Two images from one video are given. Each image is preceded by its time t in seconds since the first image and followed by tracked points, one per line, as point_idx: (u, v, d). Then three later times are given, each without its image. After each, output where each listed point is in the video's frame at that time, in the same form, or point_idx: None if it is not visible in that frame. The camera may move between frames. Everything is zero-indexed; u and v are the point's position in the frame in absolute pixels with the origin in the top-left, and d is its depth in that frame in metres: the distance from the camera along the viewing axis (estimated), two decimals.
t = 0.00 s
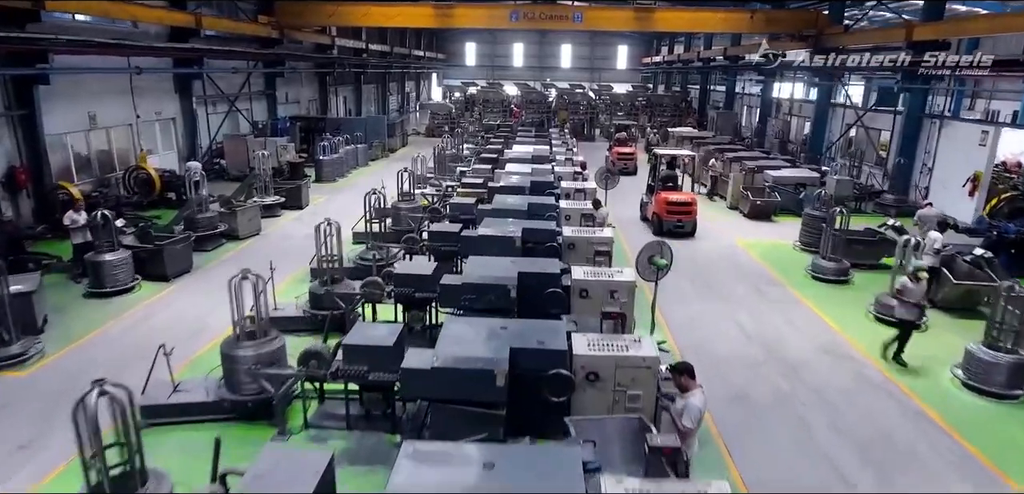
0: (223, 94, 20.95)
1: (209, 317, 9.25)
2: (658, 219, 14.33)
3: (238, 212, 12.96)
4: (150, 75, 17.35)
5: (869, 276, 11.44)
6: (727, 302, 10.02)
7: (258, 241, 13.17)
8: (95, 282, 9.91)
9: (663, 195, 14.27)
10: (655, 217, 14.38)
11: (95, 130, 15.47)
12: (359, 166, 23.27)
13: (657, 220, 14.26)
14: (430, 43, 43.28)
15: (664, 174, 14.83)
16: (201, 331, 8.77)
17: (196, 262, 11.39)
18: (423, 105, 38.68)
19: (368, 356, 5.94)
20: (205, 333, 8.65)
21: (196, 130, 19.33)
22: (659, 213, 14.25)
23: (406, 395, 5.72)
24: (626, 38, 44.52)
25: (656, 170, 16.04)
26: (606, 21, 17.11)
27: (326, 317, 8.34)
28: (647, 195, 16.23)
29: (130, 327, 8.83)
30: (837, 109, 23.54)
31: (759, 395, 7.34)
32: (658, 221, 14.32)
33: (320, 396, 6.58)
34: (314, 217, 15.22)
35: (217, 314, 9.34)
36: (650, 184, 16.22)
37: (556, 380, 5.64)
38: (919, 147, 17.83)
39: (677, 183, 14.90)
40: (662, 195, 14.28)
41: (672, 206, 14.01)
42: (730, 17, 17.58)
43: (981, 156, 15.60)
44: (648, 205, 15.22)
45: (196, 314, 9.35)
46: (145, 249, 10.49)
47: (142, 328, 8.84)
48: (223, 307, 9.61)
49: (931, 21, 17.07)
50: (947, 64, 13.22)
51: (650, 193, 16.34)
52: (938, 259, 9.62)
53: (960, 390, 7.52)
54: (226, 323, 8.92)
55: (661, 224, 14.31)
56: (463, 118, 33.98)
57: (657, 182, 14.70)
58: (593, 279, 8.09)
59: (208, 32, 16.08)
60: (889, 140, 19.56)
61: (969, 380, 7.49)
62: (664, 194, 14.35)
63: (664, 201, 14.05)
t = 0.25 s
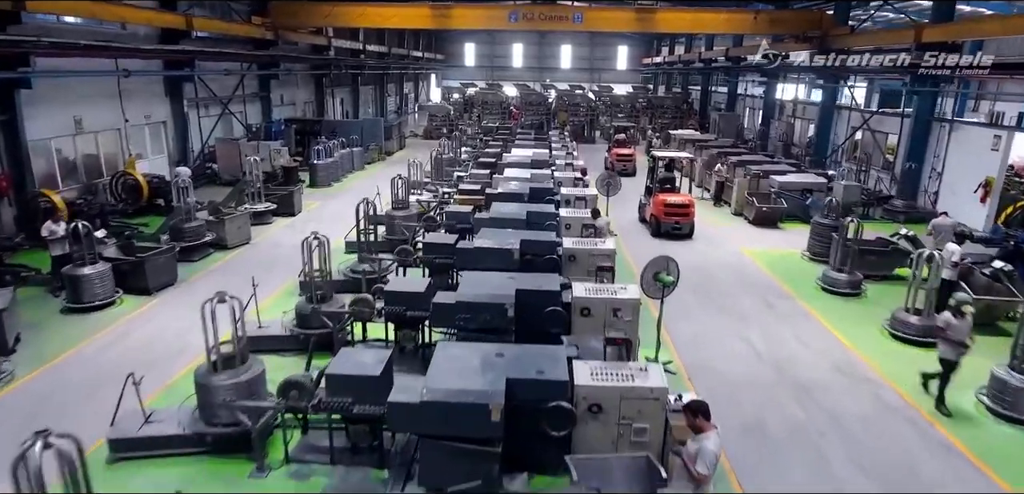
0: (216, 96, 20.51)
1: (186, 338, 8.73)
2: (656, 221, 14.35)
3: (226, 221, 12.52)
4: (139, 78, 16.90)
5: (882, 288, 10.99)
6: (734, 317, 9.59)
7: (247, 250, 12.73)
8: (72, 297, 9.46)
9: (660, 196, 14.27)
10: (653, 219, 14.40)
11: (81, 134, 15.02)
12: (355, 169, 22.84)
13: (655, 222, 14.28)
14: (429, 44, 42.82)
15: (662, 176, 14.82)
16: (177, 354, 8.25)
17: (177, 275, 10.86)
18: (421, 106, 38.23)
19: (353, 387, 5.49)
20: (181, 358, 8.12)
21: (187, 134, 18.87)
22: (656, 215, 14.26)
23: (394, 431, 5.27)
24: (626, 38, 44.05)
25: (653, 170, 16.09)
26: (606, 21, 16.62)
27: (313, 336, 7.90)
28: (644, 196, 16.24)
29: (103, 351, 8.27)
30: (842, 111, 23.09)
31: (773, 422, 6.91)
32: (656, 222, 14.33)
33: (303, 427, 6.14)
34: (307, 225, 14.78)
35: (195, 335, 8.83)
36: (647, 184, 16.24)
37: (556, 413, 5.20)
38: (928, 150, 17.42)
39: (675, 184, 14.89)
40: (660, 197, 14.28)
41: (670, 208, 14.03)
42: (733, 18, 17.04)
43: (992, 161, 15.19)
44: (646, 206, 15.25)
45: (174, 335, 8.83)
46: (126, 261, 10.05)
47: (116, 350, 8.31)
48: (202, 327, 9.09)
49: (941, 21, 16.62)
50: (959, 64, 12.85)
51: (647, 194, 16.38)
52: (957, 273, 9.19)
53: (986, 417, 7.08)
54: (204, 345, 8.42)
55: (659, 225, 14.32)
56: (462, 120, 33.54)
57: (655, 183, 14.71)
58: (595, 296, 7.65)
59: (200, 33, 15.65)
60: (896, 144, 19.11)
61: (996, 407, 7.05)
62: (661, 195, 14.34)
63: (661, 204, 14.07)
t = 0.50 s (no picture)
0: (209, 99, 20.07)
1: (164, 360, 8.27)
2: (654, 224, 14.46)
3: (214, 230, 12.08)
4: (129, 81, 16.51)
5: (896, 301, 10.60)
6: (744, 335, 9.15)
7: (237, 261, 12.29)
8: (46, 314, 8.99)
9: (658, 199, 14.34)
10: (652, 220, 14.51)
11: (68, 139, 14.60)
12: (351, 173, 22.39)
13: (653, 225, 14.39)
14: (428, 44, 42.33)
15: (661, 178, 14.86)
16: (152, 379, 7.81)
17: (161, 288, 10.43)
18: (420, 107, 37.81)
19: (336, 425, 5.06)
20: (159, 382, 7.69)
21: (178, 138, 18.44)
22: (654, 218, 14.37)
23: (380, 473, 4.83)
24: (626, 39, 43.60)
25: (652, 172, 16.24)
26: (607, 23, 16.22)
27: (300, 358, 7.48)
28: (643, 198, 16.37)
29: (74, 374, 7.84)
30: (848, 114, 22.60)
31: (790, 453, 6.47)
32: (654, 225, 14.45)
33: (283, 463, 5.69)
34: (299, 233, 14.33)
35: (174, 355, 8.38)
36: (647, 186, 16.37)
37: (557, 453, 4.79)
38: (938, 154, 16.97)
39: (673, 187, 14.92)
40: (658, 200, 14.35)
41: (668, 210, 14.10)
42: (738, 18, 16.63)
43: (1005, 166, 14.76)
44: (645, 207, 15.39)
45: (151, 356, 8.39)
46: (106, 275, 9.60)
47: (88, 373, 7.89)
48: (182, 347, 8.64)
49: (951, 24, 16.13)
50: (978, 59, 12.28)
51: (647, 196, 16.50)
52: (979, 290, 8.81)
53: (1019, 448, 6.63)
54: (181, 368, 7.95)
55: (657, 228, 14.43)
56: (460, 122, 33.12)
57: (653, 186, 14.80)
58: (598, 316, 7.21)
59: (192, 35, 15.25)
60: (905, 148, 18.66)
61: None
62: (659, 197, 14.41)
63: (660, 205, 14.15)
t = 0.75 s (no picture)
0: (202, 101, 19.71)
1: (146, 379, 7.90)
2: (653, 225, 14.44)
3: (204, 238, 11.72)
4: (120, 84, 16.16)
5: (907, 312, 10.28)
6: (751, 350, 8.81)
7: (227, 270, 11.94)
8: (25, 328, 8.64)
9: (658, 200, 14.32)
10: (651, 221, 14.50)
11: (55, 143, 14.25)
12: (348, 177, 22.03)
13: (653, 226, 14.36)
14: (427, 44, 41.96)
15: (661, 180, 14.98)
16: (129, 404, 7.40)
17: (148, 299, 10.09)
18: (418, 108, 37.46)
19: (321, 458, 4.71)
20: (137, 405, 7.34)
21: (170, 142, 18.09)
22: (654, 219, 14.35)
23: None
24: (627, 39, 43.24)
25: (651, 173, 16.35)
26: (608, 23, 15.90)
27: (288, 377, 7.12)
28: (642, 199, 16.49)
29: (51, 392, 7.51)
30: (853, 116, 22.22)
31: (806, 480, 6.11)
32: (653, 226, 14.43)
33: None
34: (293, 240, 13.97)
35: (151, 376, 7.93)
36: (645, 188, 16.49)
37: (559, 491, 4.44)
38: (946, 159, 16.61)
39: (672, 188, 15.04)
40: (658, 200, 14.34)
41: (668, 211, 14.09)
42: (740, 19, 16.32)
43: (1015, 172, 14.42)
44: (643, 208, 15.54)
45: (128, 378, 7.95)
46: (88, 288, 9.25)
47: (59, 397, 7.46)
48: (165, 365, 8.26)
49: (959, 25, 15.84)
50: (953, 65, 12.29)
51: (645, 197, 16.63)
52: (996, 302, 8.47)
53: None
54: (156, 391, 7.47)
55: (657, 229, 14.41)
56: (459, 123, 32.76)
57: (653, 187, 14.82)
58: (601, 334, 6.86)
59: (184, 36, 14.93)
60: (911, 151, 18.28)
61: None
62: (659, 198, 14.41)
63: (660, 206, 14.16)
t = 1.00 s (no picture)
0: (194, 104, 19.27)
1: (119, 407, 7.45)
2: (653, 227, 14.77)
3: (190, 250, 11.28)
4: (107, 87, 15.71)
5: (923, 329, 9.84)
6: (763, 372, 8.38)
7: (215, 282, 11.50)
8: None
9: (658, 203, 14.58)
10: (650, 223, 14.82)
11: (39, 149, 13.80)
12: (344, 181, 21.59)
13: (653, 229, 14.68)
14: (426, 45, 41.50)
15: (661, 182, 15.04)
16: (100, 433, 6.97)
17: (128, 316, 9.65)
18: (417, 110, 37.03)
19: None
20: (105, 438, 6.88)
21: (161, 146, 17.64)
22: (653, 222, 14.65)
23: None
24: (627, 40, 42.79)
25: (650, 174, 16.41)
26: (609, 24, 15.50)
27: (270, 405, 6.67)
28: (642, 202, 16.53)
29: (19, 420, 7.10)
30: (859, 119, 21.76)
31: None
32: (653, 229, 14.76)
33: None
34: (284, 249, 13.52)
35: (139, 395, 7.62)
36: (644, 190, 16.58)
37: None
38: (956, 164, 16.16)
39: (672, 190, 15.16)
40: (658, 203, 14.60)
41: (667, 214, 14.39)
42: (745, 20, 15.92)
43: None
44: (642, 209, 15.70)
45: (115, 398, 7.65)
46: (65, 306, 8.81)
47: (39, 421, 7.17)
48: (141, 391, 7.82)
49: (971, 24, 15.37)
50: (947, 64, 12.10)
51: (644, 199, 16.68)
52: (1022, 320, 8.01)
53: None
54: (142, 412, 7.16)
55: (656, 231, 14.74)
56: (458, 125, 32.33)
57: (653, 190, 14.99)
58: (605, 359, 6.41)
59: (173, 37, 14.49)
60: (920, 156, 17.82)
61: None
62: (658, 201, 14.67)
63: (659, 209, 14.45)
